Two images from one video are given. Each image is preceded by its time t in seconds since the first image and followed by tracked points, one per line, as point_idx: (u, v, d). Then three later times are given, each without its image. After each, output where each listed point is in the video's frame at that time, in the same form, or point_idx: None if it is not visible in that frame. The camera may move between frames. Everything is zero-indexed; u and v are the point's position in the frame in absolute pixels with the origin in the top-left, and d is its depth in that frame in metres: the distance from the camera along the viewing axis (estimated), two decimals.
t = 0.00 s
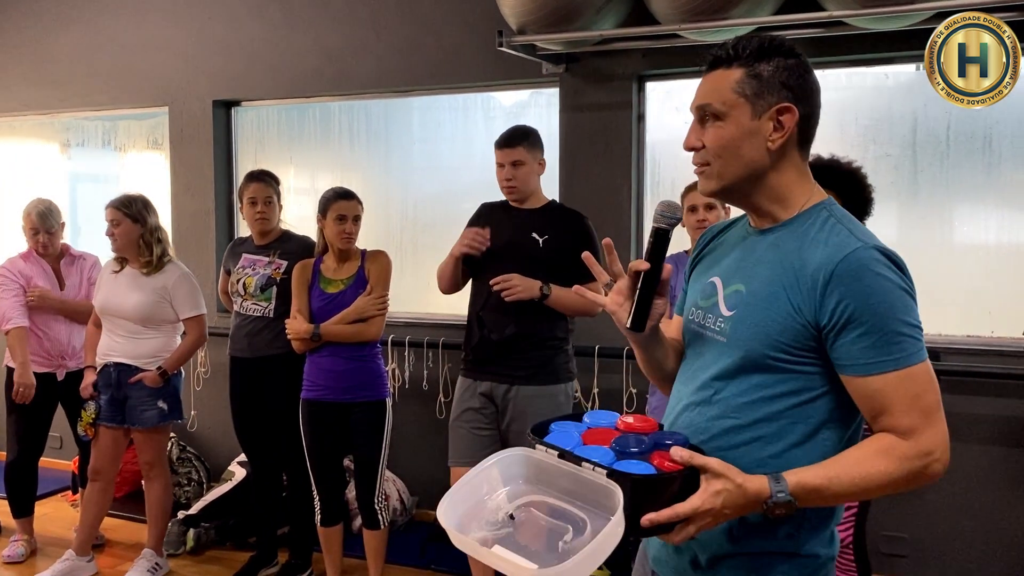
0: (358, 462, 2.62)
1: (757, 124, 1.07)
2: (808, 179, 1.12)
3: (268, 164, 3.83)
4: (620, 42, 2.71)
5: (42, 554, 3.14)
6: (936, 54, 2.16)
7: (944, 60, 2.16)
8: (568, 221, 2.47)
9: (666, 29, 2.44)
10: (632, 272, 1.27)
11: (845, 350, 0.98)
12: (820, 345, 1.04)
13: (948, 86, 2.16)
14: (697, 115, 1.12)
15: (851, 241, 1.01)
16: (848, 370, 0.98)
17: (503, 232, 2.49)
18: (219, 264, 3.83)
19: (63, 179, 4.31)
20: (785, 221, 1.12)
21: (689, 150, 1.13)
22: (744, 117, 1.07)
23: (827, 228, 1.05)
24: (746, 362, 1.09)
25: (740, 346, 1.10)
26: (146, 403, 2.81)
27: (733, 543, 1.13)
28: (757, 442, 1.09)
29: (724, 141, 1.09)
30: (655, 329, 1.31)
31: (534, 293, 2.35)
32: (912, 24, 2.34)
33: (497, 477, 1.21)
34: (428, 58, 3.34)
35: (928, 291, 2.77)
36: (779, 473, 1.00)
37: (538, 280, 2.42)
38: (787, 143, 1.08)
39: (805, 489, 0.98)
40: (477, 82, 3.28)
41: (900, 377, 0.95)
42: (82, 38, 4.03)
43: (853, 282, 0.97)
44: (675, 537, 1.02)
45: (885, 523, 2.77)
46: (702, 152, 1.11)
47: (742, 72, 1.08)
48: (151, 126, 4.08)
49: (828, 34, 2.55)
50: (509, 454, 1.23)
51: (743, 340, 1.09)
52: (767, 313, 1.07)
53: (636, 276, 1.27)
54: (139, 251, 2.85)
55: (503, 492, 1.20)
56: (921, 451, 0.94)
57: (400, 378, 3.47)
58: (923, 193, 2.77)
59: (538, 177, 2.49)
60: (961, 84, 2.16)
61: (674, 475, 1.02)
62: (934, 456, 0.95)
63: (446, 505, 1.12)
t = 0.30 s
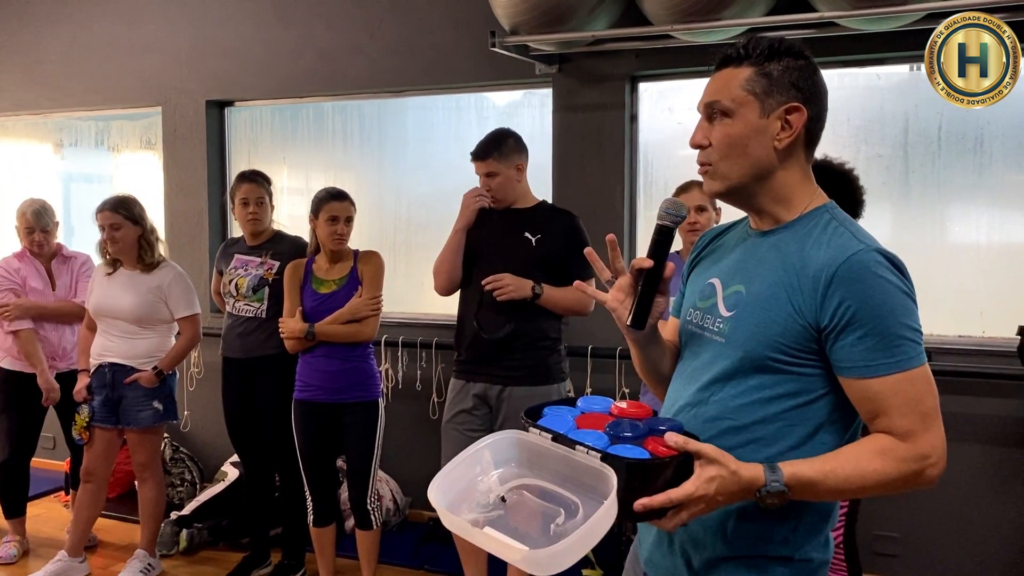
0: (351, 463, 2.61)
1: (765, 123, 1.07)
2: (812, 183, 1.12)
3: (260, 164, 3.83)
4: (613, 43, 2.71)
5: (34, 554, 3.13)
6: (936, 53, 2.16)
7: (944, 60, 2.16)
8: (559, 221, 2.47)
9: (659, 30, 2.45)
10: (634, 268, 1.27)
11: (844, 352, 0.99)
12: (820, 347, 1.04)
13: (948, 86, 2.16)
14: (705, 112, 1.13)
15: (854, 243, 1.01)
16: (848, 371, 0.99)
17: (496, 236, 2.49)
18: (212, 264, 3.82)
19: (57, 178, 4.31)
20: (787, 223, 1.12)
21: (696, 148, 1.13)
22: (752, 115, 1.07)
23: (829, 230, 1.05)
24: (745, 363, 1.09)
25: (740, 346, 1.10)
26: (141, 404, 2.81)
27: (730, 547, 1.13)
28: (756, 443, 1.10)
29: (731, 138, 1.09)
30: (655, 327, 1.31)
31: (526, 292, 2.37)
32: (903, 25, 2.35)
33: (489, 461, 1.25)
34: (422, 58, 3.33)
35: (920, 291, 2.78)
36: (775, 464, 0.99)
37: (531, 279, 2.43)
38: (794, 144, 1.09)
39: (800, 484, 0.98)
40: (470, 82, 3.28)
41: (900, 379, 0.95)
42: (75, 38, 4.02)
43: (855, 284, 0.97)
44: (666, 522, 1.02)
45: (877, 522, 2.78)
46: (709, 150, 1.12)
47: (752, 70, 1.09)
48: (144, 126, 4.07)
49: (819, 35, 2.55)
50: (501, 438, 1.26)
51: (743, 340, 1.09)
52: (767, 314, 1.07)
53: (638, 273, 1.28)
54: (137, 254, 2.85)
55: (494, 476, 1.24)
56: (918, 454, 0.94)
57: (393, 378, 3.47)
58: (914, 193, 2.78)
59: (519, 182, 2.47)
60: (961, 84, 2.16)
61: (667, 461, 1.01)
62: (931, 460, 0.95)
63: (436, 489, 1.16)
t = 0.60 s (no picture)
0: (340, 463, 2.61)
1: (753, 122, 1.07)
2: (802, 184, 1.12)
3: (248, 163, 3.82)
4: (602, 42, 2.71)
5: (20, 555, 3.11)
6: (936, 54, 2.16)
7: (944, 60, 2.16)
8: (548, 222, 2.46)
9: (647, 29, 2.44)
10: (626, 268, 1.27)
11: (817, 347, 0.98)
12: (797, 343, 1.04)
13: (948, 86, 2.17)
14: (694, 113, 1.13)
15: (831, 238, 1.00)
16: (819, 367, 0.98)
17: (485, 236, 2.48)
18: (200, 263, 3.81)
19: (43, 177, 4.28)
20: (772, 222, 1.12)
21: (686, 149, 1.14)
22: (740, 115, 1.08)
23: (810, 227, 1.05)
24: (725, 360, 1.09)
25: (721, 342, 1.09)
26: (132, 403, 2.80)
27: (712, 546, 1.14)
28: (736, 440, 1.09)
29: (719, 138, 1.09)
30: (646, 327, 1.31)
31: (515, 292, 2.36)
32: (891, 25, 2.35)
33: (466, 444, 1.33)
34: (411, 57, 3.33)
35: (907, 291, 2.79)
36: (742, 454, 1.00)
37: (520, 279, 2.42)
38: (783, 144, 1.08)
39: (765, 474, 0.98)
40: (459, 80, 3.27)
41: (871, 376, 0.94)
42: (61, 36, 4.00)
43: (827, 278, 0.97)
44: (632, 507, 1.03)
45: (865, 521, 2.79)
46: (698, 151, 1.12)
47: (740, 71, 1.09)
48: (131, 124, 4.06)
49: (808, 35, 2.56)
50: (480, 422, 1.34)
51: (723, 336, 1.09)
52: (747, 310, 1.07)
53: (630, 273, 1.28)
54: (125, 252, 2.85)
55: (470, 458, 1.32)
56: (886, 452, 0.93)
57: (382, 377, 3.46)
58: (902, 193, 2.79)
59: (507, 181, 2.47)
60: (961, 84, 2.17)
61: (630, 445, 1.03)
62: (900, 459, 0.93)
63: (408, 466, 1.25)
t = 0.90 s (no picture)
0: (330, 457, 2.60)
1: (730, 119, 1.07)
2: (781, 179, 1.11)
3: (239, 159, 3.80)
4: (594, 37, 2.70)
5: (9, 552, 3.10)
6: (936, 54, 2.18)
7: (944, 60, 2.18)
8: (538, 219, 2.45)
9: (639, 24, 2.44)
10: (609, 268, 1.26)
11: (781, 334, 0.98)
12: (765, 333, 1.04)
13: (948, 86, 2.18)
14: (671, 113, 1.13)
15: (798, 225, 1.00)
16: (783, 354, 0.98)
17: (476, 231, 2.47)
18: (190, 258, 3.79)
19: (33, 173, 4.26)
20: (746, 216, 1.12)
21: (667, 147, 1.13)
22: (717, 112, 1.07)
23: (779, 216, 1.05)
24: (695, 351, 1.09)
25: (692, 333, 1.09)
26: (122, 399, 2.80)
27: (692, 538, 1.13)
28: (706, 432, 1.08)
29: (699, 136, 1.09)
30: (631, 327, 1.31)
31: (507, 288, 2.36)
32: (883, 21, 2.36)
33: (449, 439, 1.45)
34: (403, 52, 3.31)
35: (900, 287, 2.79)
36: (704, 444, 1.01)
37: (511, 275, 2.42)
38: (761, 139, 1.08)
39: (726, 464, 0.99)
40: (451, 76, 3.26)
41: (833, 362, 0.94)
42: (49, 30, 3.97)
43: (792, 263, 0.97)
44: (597, 497, 1.05)
45: (858, 516, 2.80)
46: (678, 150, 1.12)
47: (716, 69, 1.09)
48: (121, 119, 4.03)
49: (801, 31, 2.56)
50: (461, 418, 1.46)
51: (695, 327, 1.09)
52: (716, 299, 1.07)
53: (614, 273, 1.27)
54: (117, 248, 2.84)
55: (451, 452, 1.44)
56: (844, 438, 0.93)
57: (374, 373, 3.45)
58: (894, 189, 2.79)
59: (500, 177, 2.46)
60: (961, 84, 2.19)
61: (598, 435, 1.05)
62: (860, 446, 0.94)
63: (388, 460, 1.39)
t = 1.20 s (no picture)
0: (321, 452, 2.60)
1: (683, 117, 1.07)
2: (733, 175, 1.11)
3: (231, 153, 3.79)
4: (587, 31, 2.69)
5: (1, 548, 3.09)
6: (936, 54, 2.19)
7: (944, 60, 2.19)
8: (525, 215, 2.45)
9: (632, 19, 2.43)
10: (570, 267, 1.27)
11: (724, 322, 0.99)
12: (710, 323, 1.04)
13: (948, 87, 2.19)
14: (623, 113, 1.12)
15: (740, 216, 1.01)
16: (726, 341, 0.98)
17: (464, 227, 2.47)
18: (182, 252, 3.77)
19: (24, 167, 4.23)
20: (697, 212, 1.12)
21: (622, 147, 1.12)
22: (670, 112, 1.07)
23: (724, 208, 1.06)
24: (644, 343, 1.10)
25: (641, 325, 1.10)
26: (116, 395, 2.79)
27: (652, 525, 1.13)
28: (656, 423, 1.08)
29: (653, 136, 1.08)
30: (591, 325, 1.32)
31: (496, 282, 2.35)
32: (876, 15, 2.35)
33: (416, 436, 1.43)
34: (397, 45, 3.30)
35: (893, 282, 2.79)
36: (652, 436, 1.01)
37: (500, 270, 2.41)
38: (712, 135, 1.08)
39: (672, 454, 0.99)
40: (444, 70, 3.25)
41: (776, 348, 0.95)
42: (38, 24, 3.95)
43: (733, 251, 0.98)
44: (551, 489, 1.07)
45: (851, 510, 2.80)
46: (632, 149, 1.11)
47: (667, 69, 1.08)
48: (112, 113, 4.01)
49: (795, 25, 2.55)
50: (428, 416, 1.44)
51: (643, 319, 1.10)
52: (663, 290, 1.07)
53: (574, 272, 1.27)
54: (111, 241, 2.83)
55: (418, 449, 1.42)
56: (788, 422, 0.94)
57: (367, 369, 3.44)
58: (886, 184, 2.79)
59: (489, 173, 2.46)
60: (961, 84, 2.19)
61: (549, 431, 1.09)
62: (802, 430, 0.94)
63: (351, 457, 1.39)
